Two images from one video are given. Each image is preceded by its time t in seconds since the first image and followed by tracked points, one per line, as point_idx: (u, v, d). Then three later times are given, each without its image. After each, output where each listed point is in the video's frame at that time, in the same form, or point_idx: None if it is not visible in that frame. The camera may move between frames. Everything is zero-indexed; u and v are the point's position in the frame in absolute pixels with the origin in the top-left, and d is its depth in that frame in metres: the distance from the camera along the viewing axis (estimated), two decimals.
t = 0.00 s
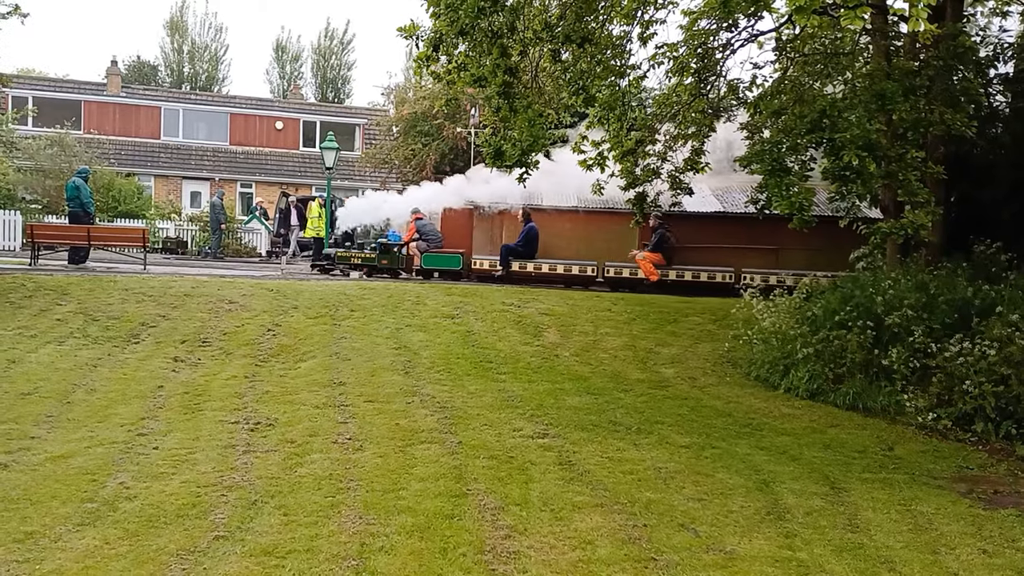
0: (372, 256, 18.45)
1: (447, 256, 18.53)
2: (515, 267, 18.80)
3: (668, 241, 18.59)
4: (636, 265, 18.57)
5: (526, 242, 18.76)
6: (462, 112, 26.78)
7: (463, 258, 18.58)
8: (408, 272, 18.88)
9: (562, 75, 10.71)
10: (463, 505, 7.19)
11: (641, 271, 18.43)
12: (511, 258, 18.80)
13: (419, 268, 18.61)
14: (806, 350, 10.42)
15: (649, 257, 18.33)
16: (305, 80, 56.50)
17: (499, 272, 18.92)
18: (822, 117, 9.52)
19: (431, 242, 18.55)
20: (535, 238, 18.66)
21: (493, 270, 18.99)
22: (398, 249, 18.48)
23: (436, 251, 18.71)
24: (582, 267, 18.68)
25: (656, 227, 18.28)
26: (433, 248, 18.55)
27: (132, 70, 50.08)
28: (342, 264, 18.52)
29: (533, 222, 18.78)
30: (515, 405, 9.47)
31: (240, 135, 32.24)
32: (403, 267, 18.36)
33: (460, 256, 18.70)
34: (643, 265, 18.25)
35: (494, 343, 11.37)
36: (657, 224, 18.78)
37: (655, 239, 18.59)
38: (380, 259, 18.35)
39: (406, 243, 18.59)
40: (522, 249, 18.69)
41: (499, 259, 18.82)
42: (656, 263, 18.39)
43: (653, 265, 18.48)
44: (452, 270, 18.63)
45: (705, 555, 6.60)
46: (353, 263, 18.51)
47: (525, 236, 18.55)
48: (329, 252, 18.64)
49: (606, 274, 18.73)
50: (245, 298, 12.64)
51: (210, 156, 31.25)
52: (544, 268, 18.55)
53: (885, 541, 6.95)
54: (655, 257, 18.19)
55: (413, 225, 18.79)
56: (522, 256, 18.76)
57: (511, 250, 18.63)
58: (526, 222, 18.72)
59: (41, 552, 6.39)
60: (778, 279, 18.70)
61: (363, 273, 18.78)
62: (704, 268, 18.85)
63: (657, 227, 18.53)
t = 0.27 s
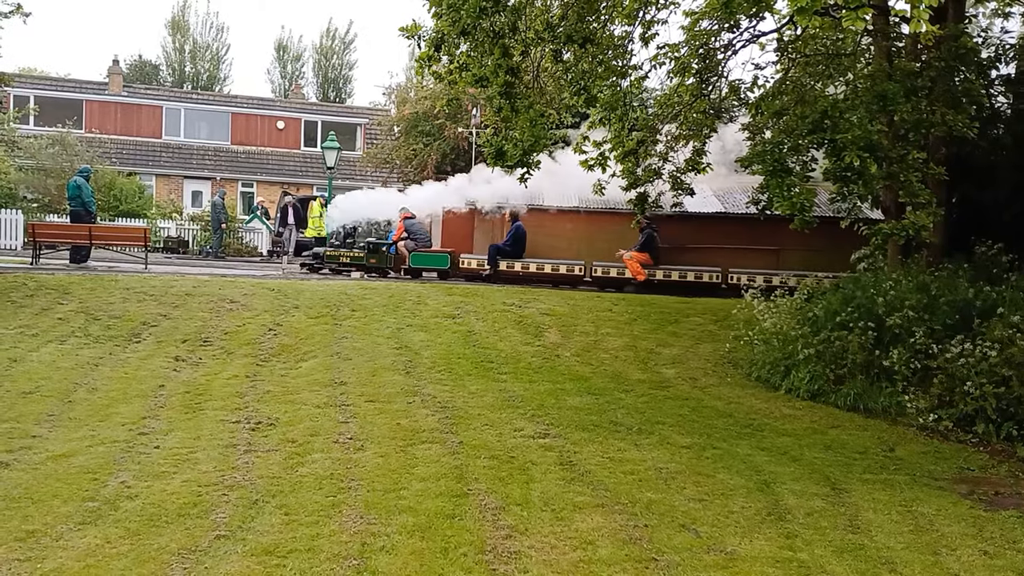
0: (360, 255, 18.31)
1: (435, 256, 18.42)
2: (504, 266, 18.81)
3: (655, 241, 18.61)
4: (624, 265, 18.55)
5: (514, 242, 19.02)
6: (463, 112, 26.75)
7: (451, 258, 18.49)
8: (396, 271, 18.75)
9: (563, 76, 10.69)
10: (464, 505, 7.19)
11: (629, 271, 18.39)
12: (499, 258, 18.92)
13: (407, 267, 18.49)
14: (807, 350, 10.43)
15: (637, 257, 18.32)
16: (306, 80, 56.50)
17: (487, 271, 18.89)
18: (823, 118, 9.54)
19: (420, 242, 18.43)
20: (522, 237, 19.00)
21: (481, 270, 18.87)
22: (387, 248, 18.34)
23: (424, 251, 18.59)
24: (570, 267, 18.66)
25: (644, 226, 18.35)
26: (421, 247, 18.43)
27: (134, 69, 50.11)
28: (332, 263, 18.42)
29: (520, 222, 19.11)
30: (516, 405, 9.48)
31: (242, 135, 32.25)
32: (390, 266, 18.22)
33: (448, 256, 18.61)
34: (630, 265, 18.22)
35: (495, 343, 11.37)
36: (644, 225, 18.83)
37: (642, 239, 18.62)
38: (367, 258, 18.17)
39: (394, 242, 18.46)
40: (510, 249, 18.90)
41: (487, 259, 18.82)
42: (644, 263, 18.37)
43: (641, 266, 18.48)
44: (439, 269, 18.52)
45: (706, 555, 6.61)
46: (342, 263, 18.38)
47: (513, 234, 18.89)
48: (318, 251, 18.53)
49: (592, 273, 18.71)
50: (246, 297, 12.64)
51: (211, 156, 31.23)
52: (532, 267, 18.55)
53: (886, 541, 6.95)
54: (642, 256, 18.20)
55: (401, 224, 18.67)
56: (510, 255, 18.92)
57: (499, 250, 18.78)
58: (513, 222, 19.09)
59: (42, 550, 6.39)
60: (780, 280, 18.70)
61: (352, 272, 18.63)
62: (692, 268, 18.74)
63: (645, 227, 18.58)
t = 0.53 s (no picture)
0: (349, 255, 18.09)
1: (424, 255, 18.25)
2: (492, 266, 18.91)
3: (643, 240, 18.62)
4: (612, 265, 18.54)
5: (502, 242, 19.02)
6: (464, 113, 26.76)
7: (439, 257, 18.35)
8: (386, 271, 18.50)
9: (566, 76, 10.69)
10: (466, 505, 7.19)
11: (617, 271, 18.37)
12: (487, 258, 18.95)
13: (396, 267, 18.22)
14: (809, 352, 10.44)
15: (626, 257, 18.32)
16: (309, 80, 56.53)
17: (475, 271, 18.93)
18: (825, 119, 9.55)
19: (410, 241, 18.20)
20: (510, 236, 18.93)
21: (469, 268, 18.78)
22: (376, 248, 18.12)
23: (413, 250, 18.38)
24: (559, 267, 18.70)
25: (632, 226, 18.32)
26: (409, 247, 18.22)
27: (136, 69, 50.16)
28: (321, 263, 18.19)
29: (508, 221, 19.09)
30: (518, 406, 9.48)
31: (244, 135, 32.28)
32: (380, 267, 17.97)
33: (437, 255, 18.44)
34: (618, 264, 18.22)
35: (497, 344, 11.37)
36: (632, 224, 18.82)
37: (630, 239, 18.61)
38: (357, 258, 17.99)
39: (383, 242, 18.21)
40: (497, 249, 18.89)
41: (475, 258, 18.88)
42: (632, 263, 18.40)
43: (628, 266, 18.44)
44: (429, 269, 18.35)
45: (707, 556, 6.61)
46: (331, 262, 18.13)
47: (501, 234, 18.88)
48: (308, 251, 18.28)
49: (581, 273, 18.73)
50: (248, 297, 12.65)
51: (213, 156, 31.25)
52: (520, 267, 18.63)
53: (888, 543, 6.95)
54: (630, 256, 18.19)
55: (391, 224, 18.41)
56: (498, 255, 18.93)
57: (487, 250, 18.79)
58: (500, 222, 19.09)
59: (45, 550, 6.40)
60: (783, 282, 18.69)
61: (342, 272, 18.37)
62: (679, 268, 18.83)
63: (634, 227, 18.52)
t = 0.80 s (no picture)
0: (339, 255, 17.99)
1: (413, 255, 18.17)
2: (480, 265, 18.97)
3: (632, 240, 18.58)
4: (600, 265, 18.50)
5: (490, 241, 19.10)
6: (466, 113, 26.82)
7: (428, 256, 18.36)
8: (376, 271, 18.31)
9: (568, 77, 10.71)
10: (467, 506, 7.20)
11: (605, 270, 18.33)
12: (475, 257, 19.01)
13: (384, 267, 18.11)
14: (811, 352, 10.44)
15: (614, 257, 18.22)
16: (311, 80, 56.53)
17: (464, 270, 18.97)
18: (828, 120, 9.58)
19: (399, 240, 18.20)
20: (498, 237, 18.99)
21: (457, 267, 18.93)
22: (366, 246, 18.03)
23: (402, 250, 18.30)
24: (546, 267, 18.75)
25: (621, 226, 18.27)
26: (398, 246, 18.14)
27: (138, 69, 50.18)
28: (310, 261, 18.05)
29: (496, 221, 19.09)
30: (519, 406, 9.48)
31: (246, 135, 32.29)
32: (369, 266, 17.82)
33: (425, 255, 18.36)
34: (606, 264, 18.18)
35: (498, 344, 11.38)
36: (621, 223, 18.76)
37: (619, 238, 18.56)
38: (346, 257, 17.83)
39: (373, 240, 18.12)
40: (486, 248, 18.96)
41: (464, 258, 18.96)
42: (620, 263, 18.37)
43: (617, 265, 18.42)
44: (418, 269, 18.27)
45: (709, 557, 6.62)
46: (320, 261, 17.98)
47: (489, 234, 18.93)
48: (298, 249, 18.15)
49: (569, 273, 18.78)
50: (250, 297, 12.66)
51: (215, 156, 31.24)
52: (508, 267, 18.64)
53: (889, 544, 6.95)
54: (618, 256, 18.16)
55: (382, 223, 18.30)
56: (486, 254, 19.00)
57: (475, 249, 18.86)
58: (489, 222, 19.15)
59: (47, 549, 6.41)
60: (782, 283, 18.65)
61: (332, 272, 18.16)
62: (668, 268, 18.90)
63: (622, 226, 18.49)
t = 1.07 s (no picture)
0: (332, 255, 18.37)
1: (404, 255, 18.30)
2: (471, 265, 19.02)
3: (623, 240, 18.64)
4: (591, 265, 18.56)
5: (481, 241, 19.15)
6: (471, 114, 26.88)
7: (420, 256, 18.40)
8: (367, 270, 18.63)
9: (573, 78, 10.74)
10: (472, 506, 7.20)
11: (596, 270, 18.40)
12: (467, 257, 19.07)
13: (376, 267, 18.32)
14: (817, 354, 10.43)
15: (604, 257, 18.35)
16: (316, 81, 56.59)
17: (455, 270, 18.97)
18: (834, 121, 9.61)
19: (391, 240, 18.31)
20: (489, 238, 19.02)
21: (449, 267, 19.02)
22: (358, 247, 18.26)
23: (394, 250, 18.47)
24: (537, 267, 18.77)
25: (612, 226, 18.36)
26: (388, 246, 18.32)
27: (144, 70, 50.31)
28: (302, 261, 18.41)
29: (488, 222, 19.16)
30: (524, 408, 9.47)
31: (251, 135, 32.34)
32: (359, 266, 18.06)
33: (417, 254, 18.47)
34: (597, 264, 18.25)
35: (503, 345, 11.38)
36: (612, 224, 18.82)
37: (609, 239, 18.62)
38: (338, 257, 18.15)
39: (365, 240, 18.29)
40: (477, 248, 19.01)
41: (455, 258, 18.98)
42: (611, 263, 18.41)
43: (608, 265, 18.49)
44: (409, 269, 18.41)
45: (714, 558, 6.61)
46: (313, 261, 18.36)
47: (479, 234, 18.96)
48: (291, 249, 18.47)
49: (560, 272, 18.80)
50: (255, 297, 12.68)
51: (221, 157, 31.28)
52: (499, 266, 18.72)
53: (895, 546, 6.94)
54: (609, 256, 18.22)
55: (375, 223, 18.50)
56: (477, 254, 19.04)
57: (465, 249, 18.90)
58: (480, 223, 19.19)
59: (54, 549, 6.42)
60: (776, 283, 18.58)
61: (324, 271, 18.57)
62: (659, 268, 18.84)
63: (614, 226, 18.50)
